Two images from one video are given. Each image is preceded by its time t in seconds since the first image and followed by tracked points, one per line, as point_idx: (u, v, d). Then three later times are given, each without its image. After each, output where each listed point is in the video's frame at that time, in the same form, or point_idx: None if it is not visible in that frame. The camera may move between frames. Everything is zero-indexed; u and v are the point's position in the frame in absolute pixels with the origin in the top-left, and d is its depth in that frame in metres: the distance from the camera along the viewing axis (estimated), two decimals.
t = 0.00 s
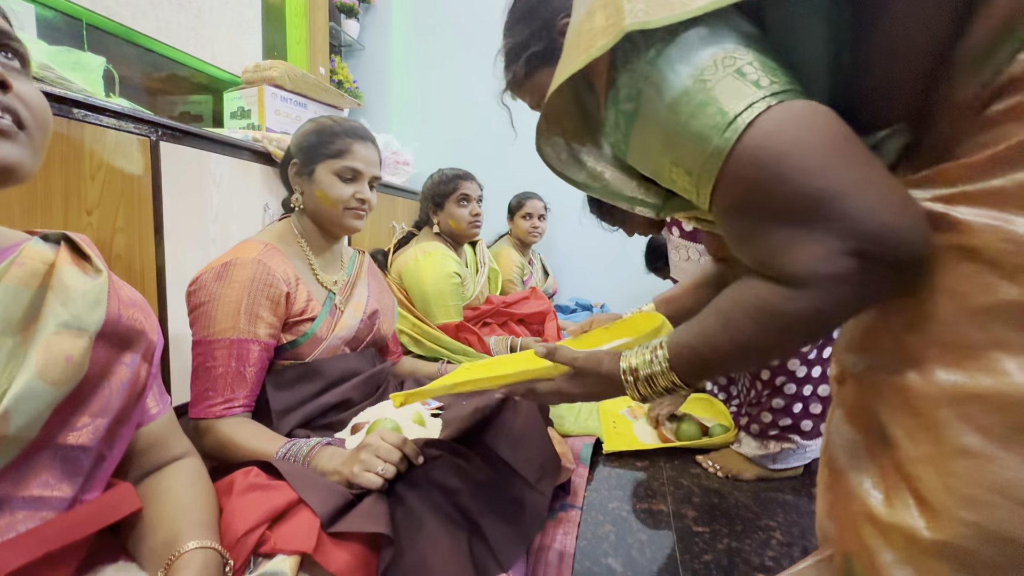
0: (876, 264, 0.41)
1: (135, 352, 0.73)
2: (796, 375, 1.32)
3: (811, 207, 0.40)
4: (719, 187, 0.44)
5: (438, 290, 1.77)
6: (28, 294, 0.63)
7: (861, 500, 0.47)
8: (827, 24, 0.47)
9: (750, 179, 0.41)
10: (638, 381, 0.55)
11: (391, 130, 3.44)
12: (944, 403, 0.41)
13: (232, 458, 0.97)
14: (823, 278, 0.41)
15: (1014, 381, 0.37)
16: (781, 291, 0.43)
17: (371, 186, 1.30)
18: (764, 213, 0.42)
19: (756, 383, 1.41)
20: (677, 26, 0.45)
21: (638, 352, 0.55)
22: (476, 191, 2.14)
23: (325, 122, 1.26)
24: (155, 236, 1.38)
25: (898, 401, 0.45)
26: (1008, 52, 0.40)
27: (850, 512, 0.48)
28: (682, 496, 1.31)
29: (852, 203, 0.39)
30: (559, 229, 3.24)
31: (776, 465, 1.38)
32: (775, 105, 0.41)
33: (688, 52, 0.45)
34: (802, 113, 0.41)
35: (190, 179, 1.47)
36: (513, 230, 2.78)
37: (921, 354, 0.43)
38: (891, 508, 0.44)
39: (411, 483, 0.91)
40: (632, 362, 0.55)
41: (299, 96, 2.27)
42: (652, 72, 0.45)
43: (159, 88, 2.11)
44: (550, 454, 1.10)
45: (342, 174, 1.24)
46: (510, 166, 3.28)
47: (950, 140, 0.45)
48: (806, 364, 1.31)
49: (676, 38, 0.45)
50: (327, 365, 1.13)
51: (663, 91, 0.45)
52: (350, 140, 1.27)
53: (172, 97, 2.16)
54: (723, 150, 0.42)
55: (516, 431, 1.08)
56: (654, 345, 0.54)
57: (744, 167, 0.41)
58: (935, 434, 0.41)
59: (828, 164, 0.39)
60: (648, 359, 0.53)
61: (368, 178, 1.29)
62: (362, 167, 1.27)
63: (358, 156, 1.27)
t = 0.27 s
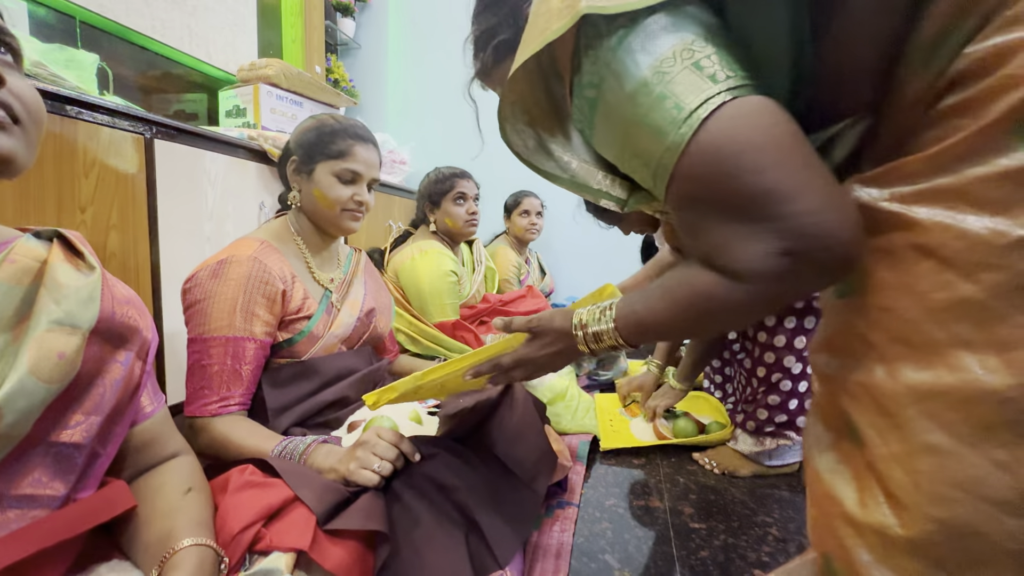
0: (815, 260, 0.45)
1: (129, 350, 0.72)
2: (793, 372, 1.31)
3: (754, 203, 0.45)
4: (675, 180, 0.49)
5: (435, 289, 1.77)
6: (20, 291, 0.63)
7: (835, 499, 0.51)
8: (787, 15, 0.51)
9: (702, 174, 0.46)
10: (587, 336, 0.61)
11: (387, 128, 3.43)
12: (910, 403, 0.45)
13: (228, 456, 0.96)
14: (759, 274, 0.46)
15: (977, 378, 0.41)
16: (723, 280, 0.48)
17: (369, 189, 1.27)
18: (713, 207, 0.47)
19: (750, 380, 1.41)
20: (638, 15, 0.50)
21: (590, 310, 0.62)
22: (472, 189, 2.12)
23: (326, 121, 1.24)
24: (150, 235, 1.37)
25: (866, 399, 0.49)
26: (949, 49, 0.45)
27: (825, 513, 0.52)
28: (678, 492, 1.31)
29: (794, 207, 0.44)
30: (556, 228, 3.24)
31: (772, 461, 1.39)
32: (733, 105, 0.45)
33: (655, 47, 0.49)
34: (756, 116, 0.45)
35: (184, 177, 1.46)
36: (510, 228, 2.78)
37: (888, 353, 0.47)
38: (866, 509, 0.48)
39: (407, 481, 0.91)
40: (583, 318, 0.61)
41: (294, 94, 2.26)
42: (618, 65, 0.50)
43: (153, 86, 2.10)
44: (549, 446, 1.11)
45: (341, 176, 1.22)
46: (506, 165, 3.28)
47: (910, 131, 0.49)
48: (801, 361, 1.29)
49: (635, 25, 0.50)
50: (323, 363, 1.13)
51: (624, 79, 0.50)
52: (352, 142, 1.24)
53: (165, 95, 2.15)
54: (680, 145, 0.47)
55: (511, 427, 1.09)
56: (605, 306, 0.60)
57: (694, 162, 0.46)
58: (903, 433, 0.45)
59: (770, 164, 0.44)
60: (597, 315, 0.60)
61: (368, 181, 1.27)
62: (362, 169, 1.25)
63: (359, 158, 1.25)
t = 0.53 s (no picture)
0: (771, 250, 0.48)
1: (121, 347, 0.72)
2: (787, 369, 1.35)
3: (718, 192, 0.46)
4: (646, 165, 0.50)
5: (431, 286, 1.76)
6: (9, 287, 0.62)
7: (816, 493, 0.52)
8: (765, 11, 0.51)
9: (671, 160, 0.47)
10: (559, 320, 0.63)
11: (384, 127, 3.42)
12: (884, 397, 0.45)
13: (220, 454, 0.96)
14: (718, 262, 0.48)
15: (947, 372, 0.42)
16: (686, 266, 0.51)
17: (368, 195, 1.25)
18: (679, 193, 0.49)
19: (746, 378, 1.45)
20: None
21: (563, 294, 0.64)
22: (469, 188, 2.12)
23: (330, 120, 1.19)
24: (143, 232, 1.36)
25: (843, 394, 0.50)
26: (914, 46, 0.46)
27: (809, 508, 0.52)
28: (675, 489, 1.31)
29: (756, 197, 0.46)
30: (553, 226, 3.23)
31: (767, 458, 1.39)
32: (706, 93, 0.47)
33: (633, 33, 0.50)
34: (726, 105, 0.46)
35: (178, 174, 1.45)
36: (507, 226, 2.78)
37: (863, 350, 0.48)
38: (845, 500, 0.48)
39: (402, 478, 0.91)
40: (556, 303, 0.63)
41: (290, 92, 2.25)
42: (599, 48, 0.51)
43: (148, 83, 2.08)
44: (546, 443, 1.11)
45: (341, 180, 1.19)
46: (503, 163, 3.27)
47: (877, 123, 0.51)
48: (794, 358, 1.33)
49: (616, 10, 0.51)
50: (319, 361, 1.12)
51: (603, 61, 0.51)
52: (355, 147, 1.20)
53: (160, 92, 2.13)
54: (653, 128, 0.48)
55: (507, 424, 1.09)
56: (576, 292, 0.62)
57: (663, 148, 0.48)
58: (879, 427, 0.46)
59: (738, 155, 0.45)
60: (570, 300, 0.61)
61: (367, 187, 1.24)
62: (362, 176, 1.22)
63: (361, 164, 1.21)
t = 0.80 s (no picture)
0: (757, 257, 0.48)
1: (118, 343, 0.71)
2: (787, 367, 1.36)
3: (707, 197, 0.46)
4: (640, 166, 0.50)
5: (429, 285, 1.75)
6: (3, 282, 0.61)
7: (816, 489, 0.51)
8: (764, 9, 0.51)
9: (665, 161, 0.47)
10: (547, 318, 0.63)
11: (381, 125, 3.41)
12: (883, 393, 0.45)
13: (218, 452, 0.95)
14: (704, 267, 0.48)
15: (948, 367, 0.42)
16: (673, 268, 0.50)
17: (368, 195, 1.25)
18: (671, 196, 0.48)
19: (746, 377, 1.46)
20: None
21: (551, 291, 0.64)
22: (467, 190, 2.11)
23: (333, 119, 1.19)
24: (139, 229, 1.35)
25: (843, 390, 0.49)
26: (915, 42, 0.46)
27: (808, 503, 0.52)
28: (674, 487, 1.31)
29: (746, 203, 0.46)
30: (552, 225, 3.23)
31: (767, 456, 1.39)
32: (701, 98, 0.46)
33: (633, 33, 0.50)
34: (720, 110, 0.46)
35: (175, 171, 1.44)
36: (505, 225, 2.77)
37: (863, 346, 0.47)
38: (843, 495, 0.48)
39: (402, 476, 0.91)
40: (543, 300, 0.63)
41: (288, 89, 2.24)
42: (600, 46, 0.51)
43: (144, 81, 2.07)
44: (545, 441, 1.11)
45: (342, 180, 1.19)
46: (502, 162, 3.26)
47: (874, 120, 0.51)
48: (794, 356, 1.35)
49: (618, 10, 0.51)
50: (318, 358, 1.12)
51: (601, 61, 0.51)
52: (357, 148, 1.20)
53: (157, 90, 2.12)
54: (648, 130, 0.47)
55: (506, 422, 1.10)
56: (565, 290, 0.62)
57: (657, 151, 0.47)
58: (878, 422, 0.46)
59: (729, 162, 0.45)
60: (558, 297, 0.62)
61: (367, 188, 1.24)
62: (362, 176, 1.21)
63: (362, 165, 1.21)
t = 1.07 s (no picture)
0: (747, 257, 0.48)
1: (109, 344, 0.70)
2: (785, 369, 1.36)
3: (700, 196, 0.46)
4: (634, 164, 0.49)
5: (424, 287, 1.74)
6: None
7: (816, 490, 0.51)
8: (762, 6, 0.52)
9: (659, 160, 0.47)
10: (537, 310, 0.62)
11: (377, 127, 3.41)
12: (882, 394, 0.45)
13: (210, 456, 0.94)
14: (693, 266, 0.48)
15: (948, 369, 0.41)
16: (664, 266, 0.50)
17: (362, 196, 1.24)
18: (664, 195, 0.48)
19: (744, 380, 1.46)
20: None
21: (542, 284, 0.63)
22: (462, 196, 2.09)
23: (328, 119, 1.19)
24: (131, 231, 1.33)
25: (843, 391, 0.49)
26: (912, 44, 0.46)
27: (808, 504, 0.52)
28: (670, 490, 1.31)
29: (738, 204, 0.46)
30: (547, 228, 3.23)
31: (764, 460, 1.38)
32: (697, 96, 0.46)
33: (630, 30, 0.50)
34: (716, 110, 0.46)
35: (168, 172, 1.43)
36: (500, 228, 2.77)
37: (863, 347, 0.47)
38: (844, 497, 0.48)
39: (397, 479, 0.90)
40: (535, 293, 0.63)
41: (282, 91, 2.23)
42: (597, 43, 0.51)
43: (137, 81, 2.06)
44: (540, 444, 1.12)
45: (336, 181, 1.18)
46: (497, 165, 3.26)
47: (872, 121, 0.51)
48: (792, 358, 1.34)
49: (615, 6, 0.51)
50: (312, 361, 1.10)
51: (598, 58, 0.51)
52: (351, 148, 1.19)
53: (150, 90, 2.11)
54: (643, 128, 0.47)
55: (501, 425, 1.10)
56: (557, 282, 0.61)
57: (652, 149, 0.47)
58: (878, 423, 0.46)
59: (723, 162, 0.45)
60: (550, 290, 0.61)
61: (362, 188, 1.23)
62: (357, 177, 1.20)
63: (356, 165, 1.20)
